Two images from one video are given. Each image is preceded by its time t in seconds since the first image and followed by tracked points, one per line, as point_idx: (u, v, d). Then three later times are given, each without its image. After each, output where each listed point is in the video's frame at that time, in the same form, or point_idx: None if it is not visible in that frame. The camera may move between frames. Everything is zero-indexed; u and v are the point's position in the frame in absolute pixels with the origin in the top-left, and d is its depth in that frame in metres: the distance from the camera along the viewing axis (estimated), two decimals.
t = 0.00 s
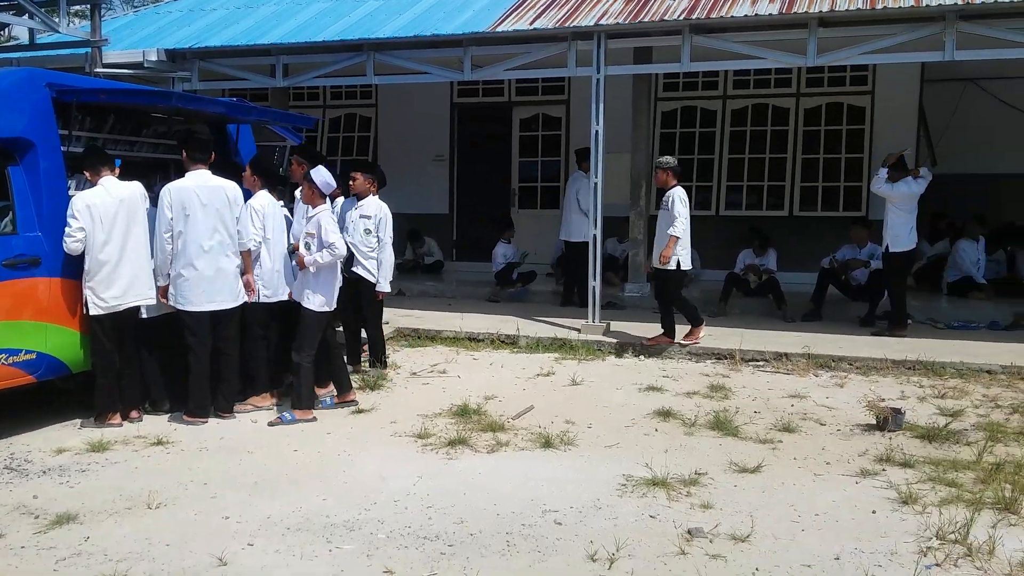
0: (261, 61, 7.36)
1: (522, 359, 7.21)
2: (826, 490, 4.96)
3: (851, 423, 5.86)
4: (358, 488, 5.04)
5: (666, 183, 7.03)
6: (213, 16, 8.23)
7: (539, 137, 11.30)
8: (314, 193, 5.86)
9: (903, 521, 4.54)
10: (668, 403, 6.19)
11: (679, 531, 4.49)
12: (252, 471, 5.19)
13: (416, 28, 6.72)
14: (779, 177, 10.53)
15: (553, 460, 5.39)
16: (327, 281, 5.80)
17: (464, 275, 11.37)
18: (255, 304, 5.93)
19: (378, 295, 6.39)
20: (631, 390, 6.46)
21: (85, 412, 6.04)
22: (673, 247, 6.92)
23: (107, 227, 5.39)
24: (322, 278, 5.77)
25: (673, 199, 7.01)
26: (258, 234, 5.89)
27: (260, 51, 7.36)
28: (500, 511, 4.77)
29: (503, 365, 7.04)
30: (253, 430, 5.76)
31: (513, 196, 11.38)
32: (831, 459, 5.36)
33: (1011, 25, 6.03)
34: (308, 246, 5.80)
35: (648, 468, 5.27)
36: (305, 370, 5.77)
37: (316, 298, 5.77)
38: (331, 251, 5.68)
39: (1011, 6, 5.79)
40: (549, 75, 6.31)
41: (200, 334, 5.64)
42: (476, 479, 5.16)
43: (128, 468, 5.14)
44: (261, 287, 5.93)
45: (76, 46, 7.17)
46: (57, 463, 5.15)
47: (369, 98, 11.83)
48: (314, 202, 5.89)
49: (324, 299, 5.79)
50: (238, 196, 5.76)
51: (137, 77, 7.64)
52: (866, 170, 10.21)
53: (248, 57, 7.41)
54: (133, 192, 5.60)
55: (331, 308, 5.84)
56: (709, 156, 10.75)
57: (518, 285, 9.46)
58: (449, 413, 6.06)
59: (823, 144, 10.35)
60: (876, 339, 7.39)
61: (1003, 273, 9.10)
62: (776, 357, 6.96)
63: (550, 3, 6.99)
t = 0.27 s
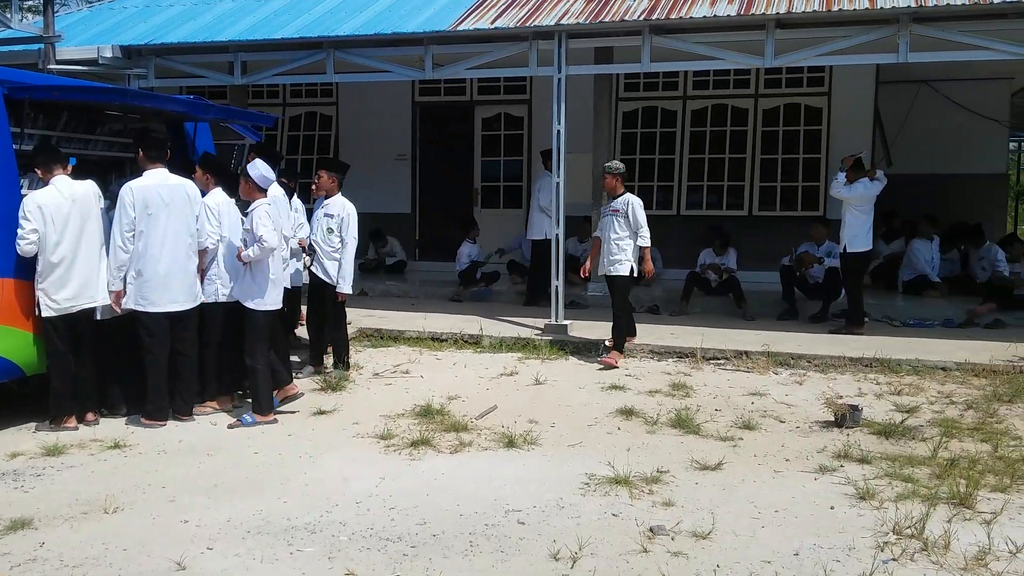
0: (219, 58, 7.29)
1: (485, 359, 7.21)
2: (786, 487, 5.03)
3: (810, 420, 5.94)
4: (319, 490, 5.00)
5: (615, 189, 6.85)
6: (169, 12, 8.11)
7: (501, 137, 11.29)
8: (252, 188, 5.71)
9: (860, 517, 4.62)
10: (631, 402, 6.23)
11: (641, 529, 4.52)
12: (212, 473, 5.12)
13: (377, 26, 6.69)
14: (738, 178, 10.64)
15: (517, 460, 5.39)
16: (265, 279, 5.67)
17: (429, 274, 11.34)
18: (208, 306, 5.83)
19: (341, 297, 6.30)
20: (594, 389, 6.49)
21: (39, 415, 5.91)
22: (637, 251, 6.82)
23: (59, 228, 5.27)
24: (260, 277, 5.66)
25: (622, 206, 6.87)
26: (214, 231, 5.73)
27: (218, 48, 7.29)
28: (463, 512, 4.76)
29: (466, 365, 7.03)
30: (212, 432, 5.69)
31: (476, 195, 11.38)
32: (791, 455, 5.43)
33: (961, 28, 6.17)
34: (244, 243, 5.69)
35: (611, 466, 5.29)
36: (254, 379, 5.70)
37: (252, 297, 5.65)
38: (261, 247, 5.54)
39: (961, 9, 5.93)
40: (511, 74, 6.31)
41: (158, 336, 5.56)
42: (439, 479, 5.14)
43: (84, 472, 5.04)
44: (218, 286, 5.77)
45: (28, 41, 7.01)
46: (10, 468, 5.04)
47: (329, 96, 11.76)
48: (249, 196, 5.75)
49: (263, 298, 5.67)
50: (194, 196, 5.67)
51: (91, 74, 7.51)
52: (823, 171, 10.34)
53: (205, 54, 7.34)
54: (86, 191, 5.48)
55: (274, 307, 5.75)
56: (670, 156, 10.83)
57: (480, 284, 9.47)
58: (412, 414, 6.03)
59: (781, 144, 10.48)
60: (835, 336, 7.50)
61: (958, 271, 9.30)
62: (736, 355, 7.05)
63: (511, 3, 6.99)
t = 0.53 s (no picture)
0: (182, 55, 7.31)
1: (452, 357, 7.23)
2: (748, 482, 5.07)
3: (773, 416, 6.01)
4: (282, 491, 4.98)
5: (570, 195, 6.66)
6: (133, 9, 8.08)
7: (468, 135, 11.32)
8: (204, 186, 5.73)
9: (820, 511, 4.66)
10: (596, 399, 6.27)
11: (604, 526, 4.54)
12: (174, 475, 5.09)
13: (343, 24, 6.69)
14: (703, 176, 10.71)
15: (482, 458, 5.40)
16: (207, 281, 5.62)
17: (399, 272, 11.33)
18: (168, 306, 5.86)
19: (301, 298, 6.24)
20: (560, 386, 6.53)
21: None
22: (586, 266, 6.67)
23: (16, 228, 5.21)
24: (203, 278, 5.62)
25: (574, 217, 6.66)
26: (174, 228, 5.75)
27: (180, 45, 7.31)
28: (427, 510, 4.75)
29: (433, 364, 7.04)
30: (175, 433, 5.65)
31: (444, 193, 11.41)
32: (753, 451, 5.48)
33: (921, 28, 6.28)
34: (191, 244, 5.70)
35: (575, 463, 5.32)
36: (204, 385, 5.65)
37: (196, 298, 5.65)
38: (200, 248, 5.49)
39: (920, 9, 6.04)
40: (477, 72, 6.31)
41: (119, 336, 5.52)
42: (404, 478, 5.13)
43: (43, 474, 4.99)
44: (179, 283, 5.80)
45: None
46: None
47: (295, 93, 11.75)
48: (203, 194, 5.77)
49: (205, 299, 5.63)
50: (157, 194, 5.61)
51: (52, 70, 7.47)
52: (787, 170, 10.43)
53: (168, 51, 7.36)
54: (44, 189, 5.39)
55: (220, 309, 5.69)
56: (637, 154, 10.90)
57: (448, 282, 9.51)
58: (377, 413, 6.03)
59: (746, 143, 10.56)
60: (798, 333, 7.63)
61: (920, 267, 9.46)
62: (701, 352, 7.15)
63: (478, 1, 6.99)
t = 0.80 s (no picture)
0: (138, 49, 7.27)
1: (414, 356, 7.22)
2: (708, 478, 5.10)
3: (732, 412, 6.07)
4: (241, 492, 4.91)
5: (515, 196, 6.28)
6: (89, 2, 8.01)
7: (430, 133, 11.31)
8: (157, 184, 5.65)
9: (779, 506, 4.70)
10: (559, 397, 6.30)
11: (566, 524, 4.54)
12: (131, 477, 5.00)
13: (304, 19, 6.74)
14: (664, 175, 10.78)
15: (445, 457, 5.38)
16: (144, 280, 5.50)
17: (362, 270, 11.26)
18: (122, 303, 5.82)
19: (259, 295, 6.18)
20: (522, 384, 6.55)
21: None
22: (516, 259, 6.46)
23: None
24: (141, 277, 5.51)
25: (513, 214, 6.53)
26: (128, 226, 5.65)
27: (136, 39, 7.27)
28: (389, 510, 4.71)
29: (395, 363, 7.02)
30: (132, 435, 5.56)
31: (406, 191, 11.40)
32: (713, 448, 5.53)
33: (876, 30, 6.44)
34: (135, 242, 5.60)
35: (538, 462, 5.31)
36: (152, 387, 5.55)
37: (134, 297, 5.53)
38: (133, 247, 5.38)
39: (875, 11, 6.18)
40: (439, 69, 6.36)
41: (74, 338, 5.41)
42: (366, 478, 5.09)
43: None
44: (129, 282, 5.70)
45: None
46: None
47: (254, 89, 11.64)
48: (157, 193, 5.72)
49: (142, 298, 5.50)
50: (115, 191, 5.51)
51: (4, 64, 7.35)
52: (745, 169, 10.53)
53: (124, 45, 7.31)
54: None
55: (159, 308, 5.54)
56: (598, 153, 10.94)
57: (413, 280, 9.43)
58: (338, 413, 5.99)
59: (706, 143, 10.64)
60: (757, 331, 7.75)
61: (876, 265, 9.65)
62: (662, 350, 7.25)
63: None
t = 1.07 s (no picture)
0: (100, 50, 7.24)
1: (380, 360, 7.22)
2: (674, 481, 5.12)
3: (698, 415, 6.12)
4: (203, 499, 4.82)
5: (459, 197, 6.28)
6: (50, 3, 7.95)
7: (397, 136, 11.29)
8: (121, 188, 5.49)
9: (743, 508, 4.71)
10: (525, 401, 6.31)
11: (533, 528, 4.50)
12: (91, 484, 4.92)
13: (269, 21, 6.82)
14: (631, 179, 10.85)
15: (411, 462, 5.34)
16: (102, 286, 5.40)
17: (329, 273, 11.18)
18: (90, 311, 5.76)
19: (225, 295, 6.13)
20: (489, 388, 6.57)
21: None
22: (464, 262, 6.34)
23: None
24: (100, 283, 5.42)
25: (458, 214, 6.47)
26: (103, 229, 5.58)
27: (98, 40, 7.24)
28: (354, 516, 4.65)
29: (361, 367, 6.99)
30: (91, 441, 5.48)
31: (372, 195, 11.38)
32: (678, 450, 5.55)
33: (838, 37, 6.56)
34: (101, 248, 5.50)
35: (504, 466, 5.29)
36: (118, 397, 5.45)
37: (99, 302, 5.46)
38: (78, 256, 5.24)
39: (837, 18, 6.30)
40: (407, 71, 6.48)
41: (33, 343, 5.32)
42: (331, 484, 5.04)
43: None
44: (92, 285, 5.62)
45: None
46: None
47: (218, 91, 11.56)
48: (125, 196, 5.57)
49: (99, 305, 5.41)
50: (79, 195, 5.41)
51: None
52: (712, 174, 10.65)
53: (86, 47, 7.27)
54: None
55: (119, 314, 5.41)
56: (566, 157, 10.97)
57: (378, 283, 9.40)
58: (304, 418, 5.94)
59: (672, 147, 10.72)
60: (723, 335, 7.88)
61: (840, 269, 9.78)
62: (629, 353, 7.30)
63: (405, 2, 7.21)
